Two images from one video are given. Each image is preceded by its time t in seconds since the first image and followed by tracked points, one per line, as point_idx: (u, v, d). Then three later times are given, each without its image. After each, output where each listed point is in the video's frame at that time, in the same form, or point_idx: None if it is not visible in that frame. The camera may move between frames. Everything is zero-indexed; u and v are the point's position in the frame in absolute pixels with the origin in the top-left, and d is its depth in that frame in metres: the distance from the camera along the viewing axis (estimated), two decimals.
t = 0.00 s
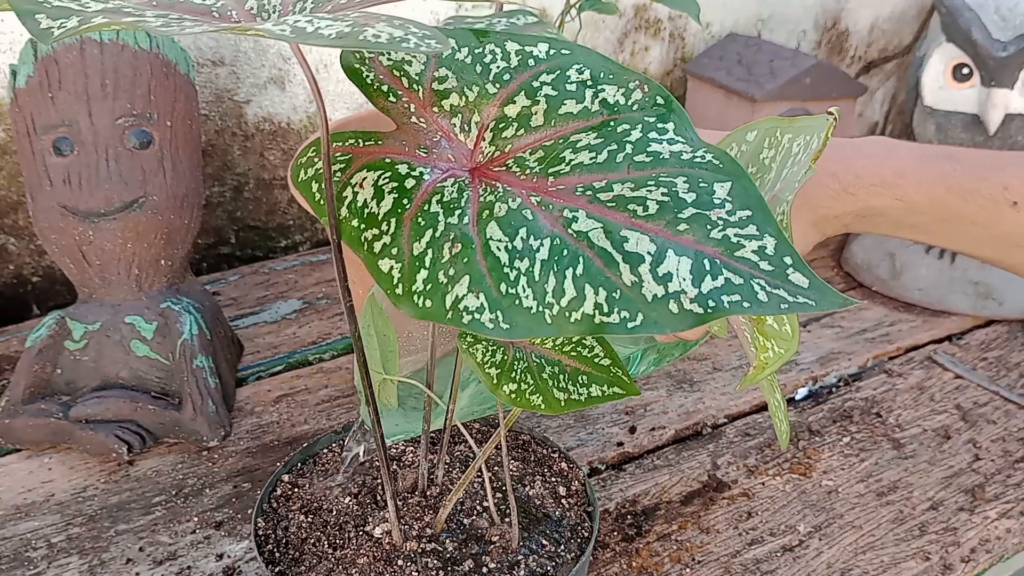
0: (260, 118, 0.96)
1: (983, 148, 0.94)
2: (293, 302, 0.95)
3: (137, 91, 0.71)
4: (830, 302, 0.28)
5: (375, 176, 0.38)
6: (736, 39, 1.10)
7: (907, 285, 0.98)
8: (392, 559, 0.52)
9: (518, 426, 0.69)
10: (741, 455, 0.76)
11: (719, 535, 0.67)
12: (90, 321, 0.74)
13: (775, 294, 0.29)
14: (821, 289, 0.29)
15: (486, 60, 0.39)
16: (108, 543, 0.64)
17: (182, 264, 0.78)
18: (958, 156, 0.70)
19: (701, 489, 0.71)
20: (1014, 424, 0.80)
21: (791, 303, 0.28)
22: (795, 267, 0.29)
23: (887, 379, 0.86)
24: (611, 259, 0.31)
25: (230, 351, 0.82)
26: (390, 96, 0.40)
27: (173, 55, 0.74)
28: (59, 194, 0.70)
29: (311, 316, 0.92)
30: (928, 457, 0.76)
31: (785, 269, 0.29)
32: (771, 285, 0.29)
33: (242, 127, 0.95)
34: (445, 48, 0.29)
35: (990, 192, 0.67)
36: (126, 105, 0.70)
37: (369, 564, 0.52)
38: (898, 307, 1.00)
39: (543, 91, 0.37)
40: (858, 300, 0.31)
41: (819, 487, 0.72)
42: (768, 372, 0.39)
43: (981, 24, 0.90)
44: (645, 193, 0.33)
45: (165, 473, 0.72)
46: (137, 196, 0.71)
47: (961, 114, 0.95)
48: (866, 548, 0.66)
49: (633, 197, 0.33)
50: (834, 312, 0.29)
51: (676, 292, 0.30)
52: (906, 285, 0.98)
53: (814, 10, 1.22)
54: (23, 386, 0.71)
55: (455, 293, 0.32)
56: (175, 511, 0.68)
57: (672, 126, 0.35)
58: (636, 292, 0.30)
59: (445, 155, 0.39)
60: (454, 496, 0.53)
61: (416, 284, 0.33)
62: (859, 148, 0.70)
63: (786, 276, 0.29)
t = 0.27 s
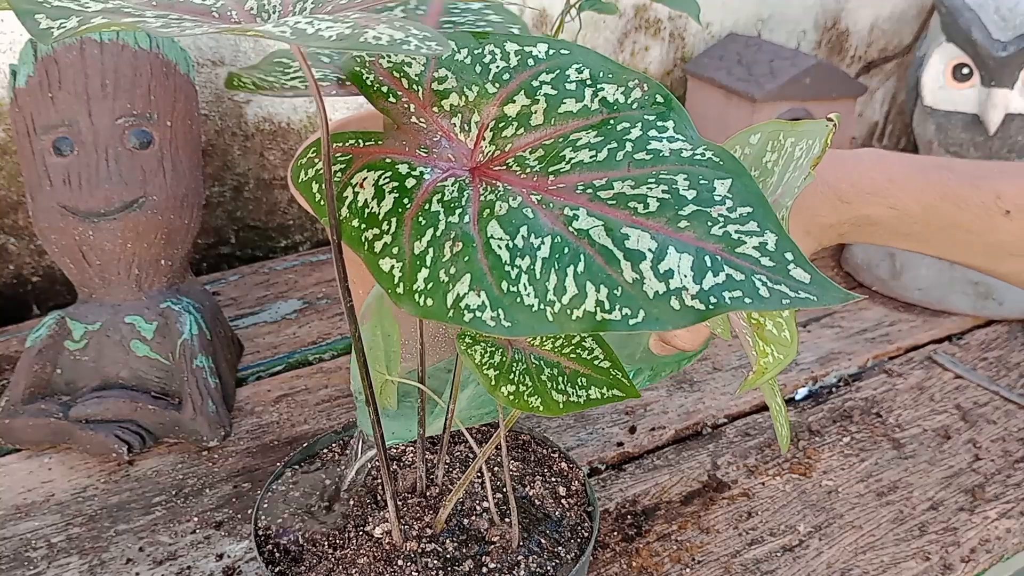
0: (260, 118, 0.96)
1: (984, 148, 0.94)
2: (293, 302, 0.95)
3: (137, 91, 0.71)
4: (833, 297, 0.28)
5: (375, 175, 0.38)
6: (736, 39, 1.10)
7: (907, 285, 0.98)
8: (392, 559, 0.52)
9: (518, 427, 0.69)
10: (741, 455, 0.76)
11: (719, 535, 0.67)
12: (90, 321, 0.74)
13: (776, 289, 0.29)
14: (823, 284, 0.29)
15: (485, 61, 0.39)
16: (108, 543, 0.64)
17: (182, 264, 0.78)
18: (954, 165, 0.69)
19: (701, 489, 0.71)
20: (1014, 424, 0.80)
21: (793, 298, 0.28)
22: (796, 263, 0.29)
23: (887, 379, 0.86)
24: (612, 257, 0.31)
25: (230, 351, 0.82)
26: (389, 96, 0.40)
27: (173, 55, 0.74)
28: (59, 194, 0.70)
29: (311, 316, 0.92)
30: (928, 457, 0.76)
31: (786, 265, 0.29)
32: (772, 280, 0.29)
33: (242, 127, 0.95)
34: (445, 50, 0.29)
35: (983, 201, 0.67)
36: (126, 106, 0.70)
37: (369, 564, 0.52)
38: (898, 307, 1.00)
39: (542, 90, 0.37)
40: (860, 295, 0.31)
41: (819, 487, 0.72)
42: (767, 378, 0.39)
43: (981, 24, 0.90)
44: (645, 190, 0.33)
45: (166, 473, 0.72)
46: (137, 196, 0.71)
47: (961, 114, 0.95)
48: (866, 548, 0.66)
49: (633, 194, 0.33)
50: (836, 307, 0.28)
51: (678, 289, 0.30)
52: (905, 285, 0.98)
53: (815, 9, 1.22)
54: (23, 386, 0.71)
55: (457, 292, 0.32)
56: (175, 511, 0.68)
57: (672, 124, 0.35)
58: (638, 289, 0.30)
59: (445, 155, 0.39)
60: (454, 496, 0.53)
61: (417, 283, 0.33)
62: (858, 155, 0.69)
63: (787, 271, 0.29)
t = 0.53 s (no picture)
0: (260, 118, 0.96)
1: (983, 148, 0.94)
2: (293, 302, 0.95)
3: (137, 91, 0.71)
4: (832, 295, 0.28)
5: (375, 175, 0.38)
6: (736, 39, 1.10)
7: (907, 285, 0.98)
8: (392, 559, 0.52)
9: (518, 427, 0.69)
10: (741, 455, 0.76)
11: (718, 535, 0.67)
12: (90, 321, 0.74)
13: (777, 287, 0.29)
14: (823, 281, 0.29)
15: (484, 60, 0.39)
16: (108, 543, 0.64)
17: (182, 264, 0.78)
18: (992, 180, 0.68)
19: (700, 489, 0.71)
20: (1014, 424, 0.80)
21: (793, 295, 0.28)
22: (795, 261, 0.29)
23: (887, 379, 0.86)
24: (612, 254, 0.31)
25: (230, 351, 0.82)
26: (388, 96, 0.40)
27: (173, 55, 0.74)
28: (59, 194, 0.70)
29: (311, 316, 0.92)
30: (928, 457, 0.76)
31: (785, 263, 0.29)
32: (772, 278, 0.29)
33: (242, 127, 0.95)
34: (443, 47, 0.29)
35: None
36: (126, 106, 0.70)
37: (369, 564, 0.52)
38: (898, 307, 1.00)
39: (542, 89, 0.37)
40: (859, 293, 0.31)
41: (819, 487, 0.72)
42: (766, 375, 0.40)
43: (981, 24, 0.90)
44: (645, 188, 0.33)
45: (165, 473, 0.72)
46: (137, 196, 0.71)
47: (961, 114, 0.95)
48: (866, 547, 0.66)
49: (633, 192, 0.33)
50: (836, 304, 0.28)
51: (678, 287, 0.30)
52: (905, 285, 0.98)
53: (815, 9, 1.22)
54: (23, 386, 0.71)
55: (457, 290, 0.32)
56: (175, 511, 0.68)
57: (671, 122, 0.35)
58: (638, 287, 0.30)
59: (444, 154, 0.39)
60: (454, 496, 0.53)
61: (417, 282, 0.33)
62: (876, 173, 0.66)
63: (787, 269, 0.29)
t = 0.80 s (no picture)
0: (260, 118, 0.96)
1: (983, 148, 0.94)
2: (293, 302, 0.95)
3: (137, 91, 0.71)
4: (832, 300, 0.28)
5: (376, 176, 0.38)
6: (736, 39, 1.10)
7: (907, 286, 0.99)
8: (392, 559, 0.53)
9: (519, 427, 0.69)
10: (741, 455, 0.75)
11: (718, 535, 0.67)
12: (90, 321, 0.74)
13: (776, 292, 0.29)
14: (823, 287, 0.29)
15: (487, 61, 0.39)
16: (108, 543, 0.64)
17: (182, 264, 0.78)
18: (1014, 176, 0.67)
19: (701, 489, 0.71)
20: (1014, 424, 0.80)
21: (792, 301, 0.28)
22: (795, 266, 0.29)
23: (887, 379, 0.86)
24: (612, 258, 0.31)
25: (230, 351, 0.82)
26: (391, 96, 0.40)
27: (173, 55, 0.74)
28: (59, 194, 0.70)
29: (311, 316, 0.92)
30: (928, 457, 0.76)
31: (785, 268, 0.29)
32: (772, 283, 0.29)
33: (242, 128, 0.95)
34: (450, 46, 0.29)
35: None
36: (127, 105, 0.70)
37: (368, 564, 0.52)
38: (898, 307, 1.00)
39: (544, 91, 0.37)
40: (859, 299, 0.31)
41: (819, 487, 0.72)
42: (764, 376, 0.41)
43: (981, 24, 0.90)
44: (645, 192, 0.33)
45: (165, 473, 0.72)
46: (137, 196, 0.71)
47: (961, 114, 0.95)
48: (866, 548, 0.66)
49: (633, 195, 0.33)
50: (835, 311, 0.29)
51: (677, 291, 0.30)
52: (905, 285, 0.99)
53: (815, 10, 1.22)
54: (23, 386, 0.71)
55: (456, 292, 0.32)
56: (175, 511, 0.68)
57: (673, 125, 0.35)
58: (637, 291, 0.30)
59: (445, 155, 0.39)
60: (453, 496, 0.53)
61: (417, 283, 0.33)
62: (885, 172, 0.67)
63: (787, 274, 0.29)
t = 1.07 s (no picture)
0: (260, 118, 0.96)
1: (983, 148, 0.94)
2: (293, 302, 0.95)
3: (137, 91, 0.71)
4: (834, 297, 0.28)
5: (377, 175, 0.38)
6: (736, 39, 1.10)
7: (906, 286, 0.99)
8: (392, 559, 0.52)
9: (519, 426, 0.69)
10: (741, 455, 0.75)
11: (718, 535, 0.67)
12: (90, 321, 0.74)
13: (779, 289, 0.29)
14: (825, 283, 0.29)
15: (486, 60, 0.39)
16: (108, 543, 0.64)
17: (182, 264, 0.78)
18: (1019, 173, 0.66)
19: (701, 489, 0.71)
20: (1014, 424, 0.80)
21: (795, 297, 0.28)
22: (797, 262, 0.29)
23: (887, 379, 0.86)
24: (615, 256, 0.31)
25: (230, 351, 0.82)
26: (390, 96, 0.40)
27: (173, 55, 0.74)
28: (59, 194, 0.70)
29: (311, 316, 0.92)
30: (927, 457, 0.76)
31: (787, 264, 0.29)
32: (774, 279, 0.29)
33: (242, 128, 0.95)
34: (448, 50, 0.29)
35: None
36: (126, 105, 0.70)
37: (369, 564, 0.52)
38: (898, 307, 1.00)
39: (543, 90, 0.37)
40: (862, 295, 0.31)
41: (819, 487, 0.72)
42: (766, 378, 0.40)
43: (982, 24, 0.90)
44: (646, 190, 0.33)
45: (165, 473, 0.72)
46: (137, 196, 0.71)
47: (961, 114, 0.95)
48: (866, 548, 0.66)
49: (635, 194, 0.33)
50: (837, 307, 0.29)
51: (680, 288, 0.30)
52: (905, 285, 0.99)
53: (815, 9, 1.22)
54: (23, 386, 0.71)
55: (459, 291, 0.32)
56: (175, 511, 0.68)
57: (673, 124, 0.35)
58: (640, 288, 0.30)
59: (446, 154, 0.39)
60: (453, 497, 0.53)
61: (420, 282, 0.33)
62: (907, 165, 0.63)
63: (789, 271, 0.29)
